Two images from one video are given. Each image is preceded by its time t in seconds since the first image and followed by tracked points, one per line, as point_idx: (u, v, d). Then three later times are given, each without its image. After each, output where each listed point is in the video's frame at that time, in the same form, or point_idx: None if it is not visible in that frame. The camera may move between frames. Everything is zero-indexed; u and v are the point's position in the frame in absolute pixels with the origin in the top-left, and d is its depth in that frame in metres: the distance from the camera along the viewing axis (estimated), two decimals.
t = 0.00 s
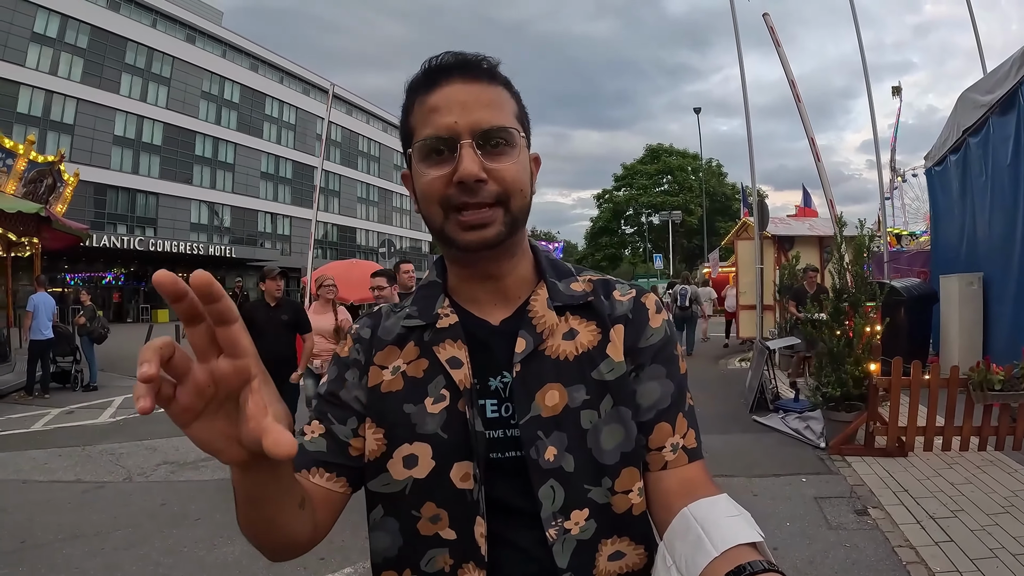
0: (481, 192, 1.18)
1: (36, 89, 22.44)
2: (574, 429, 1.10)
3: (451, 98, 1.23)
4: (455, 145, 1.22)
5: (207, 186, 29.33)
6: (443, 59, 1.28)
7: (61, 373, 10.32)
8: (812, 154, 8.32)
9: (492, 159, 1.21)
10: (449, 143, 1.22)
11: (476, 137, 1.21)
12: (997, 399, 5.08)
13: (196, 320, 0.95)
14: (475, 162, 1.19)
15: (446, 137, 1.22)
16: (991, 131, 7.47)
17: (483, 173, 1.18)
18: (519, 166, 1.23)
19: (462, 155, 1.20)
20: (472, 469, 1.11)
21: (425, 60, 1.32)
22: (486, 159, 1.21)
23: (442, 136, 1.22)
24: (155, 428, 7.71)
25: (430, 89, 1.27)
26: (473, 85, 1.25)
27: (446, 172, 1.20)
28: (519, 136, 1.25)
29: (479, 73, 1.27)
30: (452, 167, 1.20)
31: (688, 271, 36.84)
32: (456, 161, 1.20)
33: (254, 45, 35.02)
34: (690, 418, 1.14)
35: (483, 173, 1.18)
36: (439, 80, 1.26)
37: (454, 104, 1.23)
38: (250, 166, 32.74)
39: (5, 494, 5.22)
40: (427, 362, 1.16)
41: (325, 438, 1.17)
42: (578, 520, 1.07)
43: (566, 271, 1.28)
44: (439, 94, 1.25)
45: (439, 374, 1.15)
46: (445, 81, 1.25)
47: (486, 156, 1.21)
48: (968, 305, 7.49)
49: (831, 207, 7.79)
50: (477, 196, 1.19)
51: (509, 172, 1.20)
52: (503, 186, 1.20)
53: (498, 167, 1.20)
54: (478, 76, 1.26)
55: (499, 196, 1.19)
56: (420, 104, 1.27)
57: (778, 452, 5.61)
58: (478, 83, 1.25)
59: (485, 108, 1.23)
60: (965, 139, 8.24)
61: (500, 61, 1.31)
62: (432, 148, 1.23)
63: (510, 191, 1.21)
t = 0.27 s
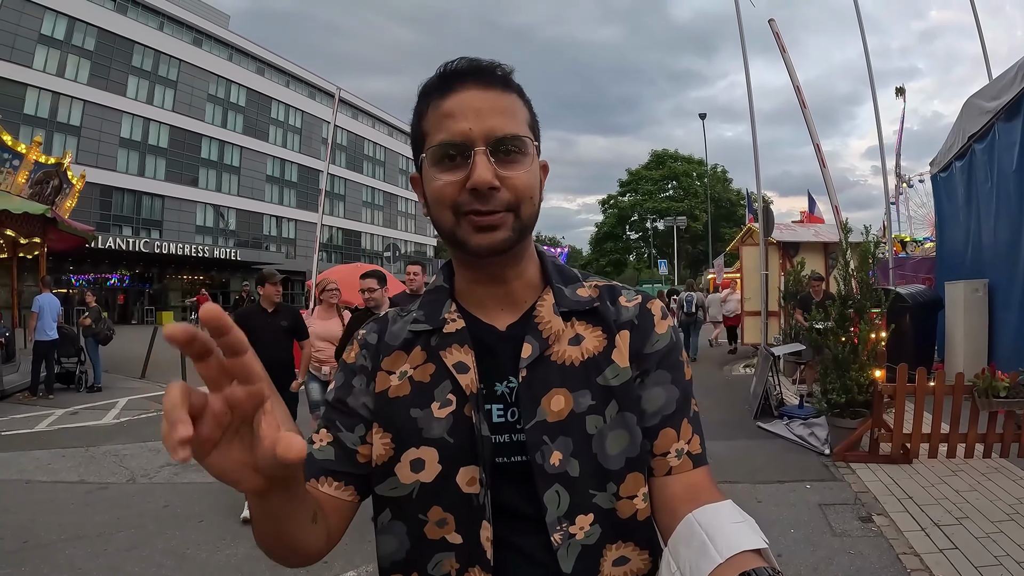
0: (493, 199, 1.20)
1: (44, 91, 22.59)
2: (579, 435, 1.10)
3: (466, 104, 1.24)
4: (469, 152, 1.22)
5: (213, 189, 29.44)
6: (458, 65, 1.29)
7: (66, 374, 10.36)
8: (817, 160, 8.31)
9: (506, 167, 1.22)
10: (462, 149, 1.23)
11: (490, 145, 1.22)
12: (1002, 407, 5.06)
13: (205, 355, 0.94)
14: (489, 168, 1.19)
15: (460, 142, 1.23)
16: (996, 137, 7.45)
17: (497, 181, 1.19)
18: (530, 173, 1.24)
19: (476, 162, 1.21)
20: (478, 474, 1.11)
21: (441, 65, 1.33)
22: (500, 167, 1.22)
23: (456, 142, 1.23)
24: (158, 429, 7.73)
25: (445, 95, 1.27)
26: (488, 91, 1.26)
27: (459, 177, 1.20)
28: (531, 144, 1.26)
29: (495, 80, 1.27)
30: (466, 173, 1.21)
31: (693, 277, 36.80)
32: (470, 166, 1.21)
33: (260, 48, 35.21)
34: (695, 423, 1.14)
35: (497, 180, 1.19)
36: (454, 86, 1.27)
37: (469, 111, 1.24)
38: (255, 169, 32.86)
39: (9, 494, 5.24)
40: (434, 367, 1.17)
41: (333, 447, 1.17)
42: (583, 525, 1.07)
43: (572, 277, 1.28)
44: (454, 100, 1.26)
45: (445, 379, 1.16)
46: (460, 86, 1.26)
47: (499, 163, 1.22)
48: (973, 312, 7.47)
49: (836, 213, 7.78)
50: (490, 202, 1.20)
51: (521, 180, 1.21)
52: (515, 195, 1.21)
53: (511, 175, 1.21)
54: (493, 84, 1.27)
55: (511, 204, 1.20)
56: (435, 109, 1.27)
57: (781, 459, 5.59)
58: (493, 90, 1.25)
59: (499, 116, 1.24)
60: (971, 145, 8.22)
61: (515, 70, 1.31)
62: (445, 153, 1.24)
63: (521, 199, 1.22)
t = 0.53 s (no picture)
0: (508, 204, 1.19)
1: (50, 93, 22.72)
2: (581, 441, 1.10)
3: (487, 105, 1.23)
4: (488, 154, 1.21)
5: (217, 191, 29.54)
6: (486, 65, 1.28)
7: (70, 374, 10.40)
8: (822, 166, 8.29)
9: (522, 171, 1.22)
10: (480, 150, 1.22)
11: (510, 149, 1.21)
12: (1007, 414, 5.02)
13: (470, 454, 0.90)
14: (507, 173, 1.19)
15: (478, 143, 1.22)
16: (1002, 143, 7.42)
17: (514, 185, 1.18)
18: (545, 180, 1.23)
19: (495, 165, 1.20)
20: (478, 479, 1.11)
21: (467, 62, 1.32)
22: (517, 172, 1.21)
23: (475, 143, 1.22)
24: (161, 431, 7.74)
25: (467, 95, 1.26)
26: (509, 94, 1.25)
27: (476, 179, 1.19)
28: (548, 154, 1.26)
29: (517, 86, 1.27)
30: (483, 175, 1.20)
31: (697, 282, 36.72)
32: (488, 168, 1.20)
33: (265, 51, 35.35)
34: (698, 431, 1.13)
35: (514, 185, 1.18)
36: (477, 86, 1.26)
37: (490, 112, 1.23)
38: (261, 171, 32.97)
39: (12, 494, 5.25)
40: (436, 370, 1.16)
41: (349, 461, 1.16)
42: (585, 533, 1.07)
43: (578, 282, 1.28)
44: (475, 100, 1.24)
45: (448, 383, 1.15)
46: (484, 88, 1.25)
47: (516, 168, 1.21)
48: (978, 319, 7.43)
49: (841, 219, 7.76)
50: (504, 207, 1.19)
51: (536, 187, 1.21)
52: (529, 200, 1.21)
53: (527, 180, 1.21)
54: (515, 87, 1.26)
55: (525, 209, 1.20)
56: (455, 108, 1.26)
57: (785, 465, 5.57)
58: (515, 94, 1.24)
59: (521, 119, 1.23)
60: (977, 151, 8.18)
61: (539, 77, 1.31)
62: (462, 154, 1.23)
63: (535, 206, 1.22)
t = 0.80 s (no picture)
0: (499, 203, 1.19)
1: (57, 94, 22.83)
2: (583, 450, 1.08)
3: (467, 107, 1.24)
4: (473, 153, 1.21)
5: (222, 192, 29.63)
6: (460, 68, 1.29)
7: (73, 375, 10.42)
8: (827, 172, 8.26)
9: (510, 169, 1.22)
10: (466, 152, 1.22)
11: (494, 145, 1.21)
12: (1012, 420, 4.98)
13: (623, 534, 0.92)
14: (494, 170, 1.19)
15: (462, 145, 1.22)
16: (1007, 149, 7.39)
17: (502, 183, 1.18)
18: (536, 175, 1.23)
19: (480, 164, 1.20)
20: (478, 485, 1.10)
21: (443, 68, 1.33)
22: (503, 169, 1.21)
23: (459, 146, 1.22)
24: (163, 432, 7.74)
25: (448, 98, 1.27)
26: (490, 93, 1.26)
27: (464, 181, 1.20)
28: (535, 146, 1.25)
29: (495, 85, 1.27)
30: (471, 175, 1.20)
31: (701, 287, 36.64)
32: (474, 168, 1.20)
33: (271, 53, 35.50)
34: (700, 439, 1.12)
35: (502, 182, 1.18)
36: (457, 90, 1.27)
37: (471, 113, 1.24)
38: (265, 173, 33.08)
39: (14, 493, 5.25)
40: (438, 374, 1.16)
41: (376, 468, 1.13)
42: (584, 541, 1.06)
43: (580, 286, 1.27)
44: (457, 103, 1.25)
45: (448, 387, 1.14)
46: (462, 91, 1.26)
47: (503, 165, 1.21)
48: (983, 325, 7.40)
49: (845, 224, 7.74)
50: (496, 206, 1.19)
51: (526, 183, 1.21)
52: (519, 198, 1.20)
53: (515, 176, 1.20)
54: (495, 87, 1.27)
55: (516, 206, 1.19)
56: (437, 112, 1.27)
57: (789, 471, 5.54)
58: (494, 92, 1.25)
59: (502, 117, 1.23)
60: (982, 157, 8.15)
61: (515, 74, 1.31)
62: (450, 156, 1.23)
63: (527, 202, 1.21)
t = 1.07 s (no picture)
0: (493, 198, 1.19)
1: (57, 94, 22.84)
2: (581, 455, 1.08)
3: (461, 105, 1.25)
4: (467, 150, 1.23)
5: (223, 193, 29.65)
6: (455, 67, 1.30)
7: (73, 375, 10.42)
8: (828, 172, 8.25)
9: (505, 165, 1.22)
10: (459, 149, 1.24)
11: (488, 142, 1.23)
12: (1013, 421, 4.97)
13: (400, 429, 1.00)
14: (488, 166, 1.20)
15: (456, 142, 1.24)
16: (1008, 149, 7.38)
17: (495, 177, 1.19)
18: (530, 170, 1.24)
19: (474, 160, 1.21)
20: (476, 493, 1.12)
21: (436, 69, 1.34)
22: (498, 164, 1.22)
23: (452, 143, 1.24)
24: (163, 432, 7.74)
25: (441, 98, 1.29)
26: (483, 91, 1.28)
27: (457, 177, 1.21)
28: (529, 143, 1.26)
29: (490, 83, 1.29)
30: (464, 172, 1.21)
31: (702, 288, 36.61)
32: (468, 165, 1.21)
33: (271, 53, 35.51)
34: (703, 442, 1.12)
35: (496, 177, 1.19)
36: (451, 88, 1.28)
37: (465, 111, 1.25)
38: (266, 174, 33.10)
39: (14, 494, 5.25)
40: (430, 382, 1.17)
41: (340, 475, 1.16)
42: (585, 545, 1.06)
43: (577, 287, 1.27)
44: (450, 102, 1.27)
45: (444, 395, 1.16)
46: (457, 89, 1.28)
47: (498, 161, 1.22)
48: (984, 326, 7.38)
49: (846, 225, 7.74)
50: (489, 201, 1.19)
51: (521, 179, 1.21)
52: (514, 193, 1.21)
53: (510, 172, 1.21)
54: (488, 85, 1.29)
55: (511, 202, 1.20)
56: (432, 111, 1.29)
57: (789, 472, 5.53)
58: (487, 90, 1.27)
59: (495, 114, 1.25)
60: (982, 157, 8.14)
61: (511, 72, 1.33)
62: (443, 154, 1.24)
63: (522, 198, 1.22)
